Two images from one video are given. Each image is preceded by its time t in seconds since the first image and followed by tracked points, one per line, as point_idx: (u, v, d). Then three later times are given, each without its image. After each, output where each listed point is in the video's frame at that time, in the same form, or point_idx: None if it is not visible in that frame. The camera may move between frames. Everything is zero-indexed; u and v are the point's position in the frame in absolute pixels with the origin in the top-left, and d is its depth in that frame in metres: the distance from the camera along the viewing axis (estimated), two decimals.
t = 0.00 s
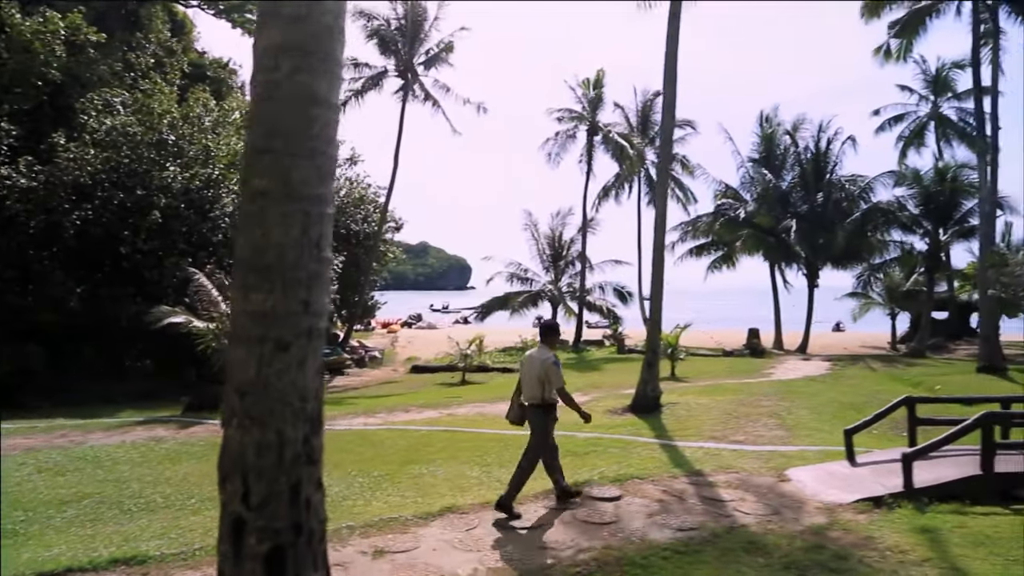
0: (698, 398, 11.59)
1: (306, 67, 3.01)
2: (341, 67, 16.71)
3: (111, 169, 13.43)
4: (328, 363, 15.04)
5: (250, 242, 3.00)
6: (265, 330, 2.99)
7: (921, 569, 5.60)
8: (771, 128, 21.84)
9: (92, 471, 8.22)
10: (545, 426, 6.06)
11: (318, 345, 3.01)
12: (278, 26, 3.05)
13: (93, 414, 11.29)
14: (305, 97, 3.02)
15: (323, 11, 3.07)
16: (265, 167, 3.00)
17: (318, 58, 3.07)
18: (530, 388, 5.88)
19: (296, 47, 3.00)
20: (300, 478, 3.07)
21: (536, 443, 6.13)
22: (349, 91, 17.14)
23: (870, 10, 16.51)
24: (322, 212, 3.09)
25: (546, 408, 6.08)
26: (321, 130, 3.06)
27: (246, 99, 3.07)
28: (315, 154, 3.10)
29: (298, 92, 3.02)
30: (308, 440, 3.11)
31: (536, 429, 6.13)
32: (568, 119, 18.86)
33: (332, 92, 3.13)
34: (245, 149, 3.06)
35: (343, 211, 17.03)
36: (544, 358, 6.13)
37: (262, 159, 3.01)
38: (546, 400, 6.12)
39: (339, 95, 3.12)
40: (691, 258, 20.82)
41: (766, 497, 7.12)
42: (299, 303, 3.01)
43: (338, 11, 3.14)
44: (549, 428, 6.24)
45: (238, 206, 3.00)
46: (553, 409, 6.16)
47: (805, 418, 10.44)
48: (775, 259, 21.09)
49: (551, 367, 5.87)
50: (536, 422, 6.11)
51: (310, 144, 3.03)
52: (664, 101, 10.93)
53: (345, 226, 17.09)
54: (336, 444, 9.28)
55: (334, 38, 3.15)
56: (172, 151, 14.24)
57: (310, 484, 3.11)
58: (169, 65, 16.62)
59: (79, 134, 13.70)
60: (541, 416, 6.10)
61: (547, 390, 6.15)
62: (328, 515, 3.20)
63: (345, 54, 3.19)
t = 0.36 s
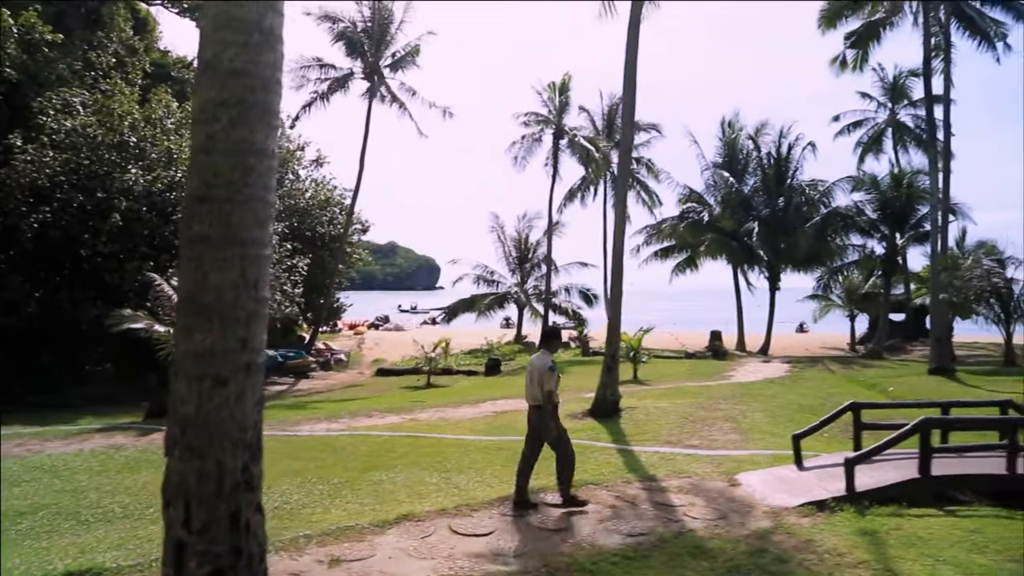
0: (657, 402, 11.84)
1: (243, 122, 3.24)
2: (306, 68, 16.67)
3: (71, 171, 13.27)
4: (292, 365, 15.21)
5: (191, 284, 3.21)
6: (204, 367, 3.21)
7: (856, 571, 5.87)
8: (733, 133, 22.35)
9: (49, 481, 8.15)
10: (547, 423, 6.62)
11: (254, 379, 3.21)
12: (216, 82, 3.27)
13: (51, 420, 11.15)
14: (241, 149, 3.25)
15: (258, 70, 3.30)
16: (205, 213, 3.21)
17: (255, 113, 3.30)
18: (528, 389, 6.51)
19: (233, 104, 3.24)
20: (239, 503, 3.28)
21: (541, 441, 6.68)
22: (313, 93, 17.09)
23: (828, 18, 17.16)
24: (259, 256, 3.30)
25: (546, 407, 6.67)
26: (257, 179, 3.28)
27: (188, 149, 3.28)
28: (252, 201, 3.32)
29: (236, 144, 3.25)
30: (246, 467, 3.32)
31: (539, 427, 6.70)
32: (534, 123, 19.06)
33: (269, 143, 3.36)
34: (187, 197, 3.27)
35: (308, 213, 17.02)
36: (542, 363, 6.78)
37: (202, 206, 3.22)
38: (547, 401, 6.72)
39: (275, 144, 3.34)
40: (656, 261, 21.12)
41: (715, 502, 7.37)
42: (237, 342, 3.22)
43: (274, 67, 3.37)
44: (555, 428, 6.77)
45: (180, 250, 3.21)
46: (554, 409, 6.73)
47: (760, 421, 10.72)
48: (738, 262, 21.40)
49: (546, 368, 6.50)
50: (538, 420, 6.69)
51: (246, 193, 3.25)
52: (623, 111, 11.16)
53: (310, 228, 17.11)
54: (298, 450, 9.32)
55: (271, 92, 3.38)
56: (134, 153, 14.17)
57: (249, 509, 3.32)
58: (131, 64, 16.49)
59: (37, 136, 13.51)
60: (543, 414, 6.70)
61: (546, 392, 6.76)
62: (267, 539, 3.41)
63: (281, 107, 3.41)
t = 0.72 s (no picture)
0: (621, 406, 12.04)
1: (191, 164, 3.38)
2: (275, 69, 16.63)
3: (33, 173, 13.16)
4: (260, 369, 15.15)
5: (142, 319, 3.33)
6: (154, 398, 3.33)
7: (802, 574, 6.10)
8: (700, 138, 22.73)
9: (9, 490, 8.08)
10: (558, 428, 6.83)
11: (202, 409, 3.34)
12: (165, 126, 3.40)
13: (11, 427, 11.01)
14: (189, 189, 3.38)
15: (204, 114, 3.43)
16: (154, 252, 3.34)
17: (203, 154, 3.44)
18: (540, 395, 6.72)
19: (181, 147, 3.37)
20: (190, 527, 3.40)
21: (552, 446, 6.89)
22: (282, 94, 17.02)
23: (789, 28, 17.88)
24: (208, 291, 3.43)
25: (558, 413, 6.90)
26: (205, 218, 3.42)
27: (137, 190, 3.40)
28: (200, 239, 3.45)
29: (184, 185, 3.38)
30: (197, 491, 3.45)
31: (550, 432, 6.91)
32: (504, 126, 19.21)
33: (216, 183, 3.50)
34: (137, 235, 3.39)
35: (276, 215, 17.04)
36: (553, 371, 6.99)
37: (151, 245, 3.34)
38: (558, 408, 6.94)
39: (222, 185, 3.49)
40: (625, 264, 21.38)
41: (671, 507, 7.58)
42: (186, 374, 3.35)
43: (221, 110, 3.51)
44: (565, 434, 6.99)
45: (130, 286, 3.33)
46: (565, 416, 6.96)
47: (721, 425, 10.96)
48: (705, 265, 21.68)
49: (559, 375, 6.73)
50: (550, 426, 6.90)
51: (195, 232, 3.39)
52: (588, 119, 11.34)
53: (278, 230, 17.10)
54: (264, 457, 9.36)
55: (218, 135, 3.52)
56: (98, 155, 14.02)
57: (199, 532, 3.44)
58: (95, 64, 16.43)
59: None
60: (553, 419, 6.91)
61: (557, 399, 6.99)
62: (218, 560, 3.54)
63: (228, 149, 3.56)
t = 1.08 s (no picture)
0: (588, 409, 12.24)
1: (147, 199, 3.46)
2: (246, 70, 16.59)
3: None
4: (230, 372, 15.09)
5: (98, 348, 3.43)
6: (110, 423, 3.44)
7: None
8: (671, 141, 23.03)
9: None
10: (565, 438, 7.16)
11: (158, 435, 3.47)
12: (120, 162, 3.47)
13: None
14: (145, 224, 3.46)
15: (160, 151, 3.52)
16: (109, 284, 3.43)
17: (158, 189, 3.52)
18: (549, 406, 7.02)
19: (135, 184, 3.45)
20: (145, 547, 3.52)
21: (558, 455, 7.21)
22: (252, 95, 16.95)
23: (756, 35, 18.24)
24: (162, 320, 3.54)
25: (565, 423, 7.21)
26: (161, 252, 3.50)
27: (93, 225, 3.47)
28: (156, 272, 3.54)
29: (139, 220, 3.46)
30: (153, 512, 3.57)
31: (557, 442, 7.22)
32: (475, 128, 19.34)
33: (172, 216, 3.58)
34: (93, 267, 3.47)
35: (246, 217, 16.96)
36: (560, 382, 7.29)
37: (107, 277, 3.43)
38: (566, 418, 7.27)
39: (177, 218, 3.58)
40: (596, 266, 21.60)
41: (631, 510, 7.78)
42: (141, 400, 3.46)
43: (176, 147, 3.58)
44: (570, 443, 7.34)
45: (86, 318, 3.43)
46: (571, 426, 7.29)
47: (685, 428, 11.17)
48: (675, 267, 22.03)
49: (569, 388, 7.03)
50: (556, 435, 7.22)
51: (150, 265, 3.47)
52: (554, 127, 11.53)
53: (248, 233, 17.02)
54: (231, 463, 9.38)
55: (172, 171, 3.59)
56: (64, 157, 13.88)
57: (156, 550, 3.56)
58: (61, 63, 16.13)
59: None
60: (560, 429, 7.23)
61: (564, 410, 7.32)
62: None
63: (182, 184, 3.63)
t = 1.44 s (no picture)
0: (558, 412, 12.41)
1: (105, 228, 3.55)
2: (217, 70, 16.57)
3: None
4: (201, 375, 15.03)
5: (59, 371, 3.54)
6: (72, 443, 3.55)
7: None
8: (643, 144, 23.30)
9: None
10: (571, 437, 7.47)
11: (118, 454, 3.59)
12: (79, 193, 3.56)
13: None
14: (104, 252, 3.56)
15: (120, 181, 3.61)
16: (70, 310, 3.53)
17: (118, 219, 3.62)
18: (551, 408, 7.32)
19: (94, 215, 3.54)
20: (105, 562, 3.64)
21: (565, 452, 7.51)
22: (224, 96, 16.87)
23: (725, 41, 18.57)
24: (123, 343, 3.66)
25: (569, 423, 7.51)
26: (120, 278, 3.60)
27: (53, 252, 3.56)
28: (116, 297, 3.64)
29: (98, 248, 3.55)
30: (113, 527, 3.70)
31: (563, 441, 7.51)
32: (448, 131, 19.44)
33: (131, 244, 3.68)
34: (53, 293, 3.56)
35: (217, 218, 16.87)
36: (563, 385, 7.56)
37: (68, 303, 3.53)
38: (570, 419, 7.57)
39: (136, 245, 3.68)
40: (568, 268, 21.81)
41: (595, 514, 7.96)
42: (101, 420, 3.58)
43: (134, 177, 3.68)
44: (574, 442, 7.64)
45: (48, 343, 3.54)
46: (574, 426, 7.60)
47: (652, 430, 11.39)
48: (646, 269, 22.40)
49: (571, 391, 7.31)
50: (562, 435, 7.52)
51: (109, 291, 3.57)
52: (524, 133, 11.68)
53: (219, 234, 16.96)
54: (200, 468, 9.39)
55: (132, 201, 3.69)
56: (30, 158, 13.79)
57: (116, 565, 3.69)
58: (27, 62, 15.99)
59: None
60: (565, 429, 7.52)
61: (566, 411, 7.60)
62: None
63: (142, 213, 3.73)
